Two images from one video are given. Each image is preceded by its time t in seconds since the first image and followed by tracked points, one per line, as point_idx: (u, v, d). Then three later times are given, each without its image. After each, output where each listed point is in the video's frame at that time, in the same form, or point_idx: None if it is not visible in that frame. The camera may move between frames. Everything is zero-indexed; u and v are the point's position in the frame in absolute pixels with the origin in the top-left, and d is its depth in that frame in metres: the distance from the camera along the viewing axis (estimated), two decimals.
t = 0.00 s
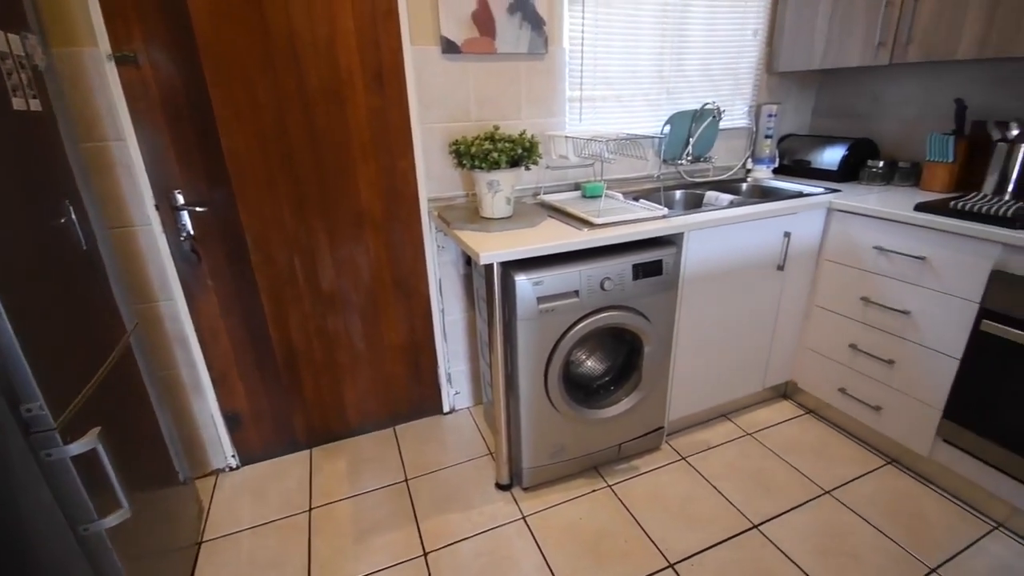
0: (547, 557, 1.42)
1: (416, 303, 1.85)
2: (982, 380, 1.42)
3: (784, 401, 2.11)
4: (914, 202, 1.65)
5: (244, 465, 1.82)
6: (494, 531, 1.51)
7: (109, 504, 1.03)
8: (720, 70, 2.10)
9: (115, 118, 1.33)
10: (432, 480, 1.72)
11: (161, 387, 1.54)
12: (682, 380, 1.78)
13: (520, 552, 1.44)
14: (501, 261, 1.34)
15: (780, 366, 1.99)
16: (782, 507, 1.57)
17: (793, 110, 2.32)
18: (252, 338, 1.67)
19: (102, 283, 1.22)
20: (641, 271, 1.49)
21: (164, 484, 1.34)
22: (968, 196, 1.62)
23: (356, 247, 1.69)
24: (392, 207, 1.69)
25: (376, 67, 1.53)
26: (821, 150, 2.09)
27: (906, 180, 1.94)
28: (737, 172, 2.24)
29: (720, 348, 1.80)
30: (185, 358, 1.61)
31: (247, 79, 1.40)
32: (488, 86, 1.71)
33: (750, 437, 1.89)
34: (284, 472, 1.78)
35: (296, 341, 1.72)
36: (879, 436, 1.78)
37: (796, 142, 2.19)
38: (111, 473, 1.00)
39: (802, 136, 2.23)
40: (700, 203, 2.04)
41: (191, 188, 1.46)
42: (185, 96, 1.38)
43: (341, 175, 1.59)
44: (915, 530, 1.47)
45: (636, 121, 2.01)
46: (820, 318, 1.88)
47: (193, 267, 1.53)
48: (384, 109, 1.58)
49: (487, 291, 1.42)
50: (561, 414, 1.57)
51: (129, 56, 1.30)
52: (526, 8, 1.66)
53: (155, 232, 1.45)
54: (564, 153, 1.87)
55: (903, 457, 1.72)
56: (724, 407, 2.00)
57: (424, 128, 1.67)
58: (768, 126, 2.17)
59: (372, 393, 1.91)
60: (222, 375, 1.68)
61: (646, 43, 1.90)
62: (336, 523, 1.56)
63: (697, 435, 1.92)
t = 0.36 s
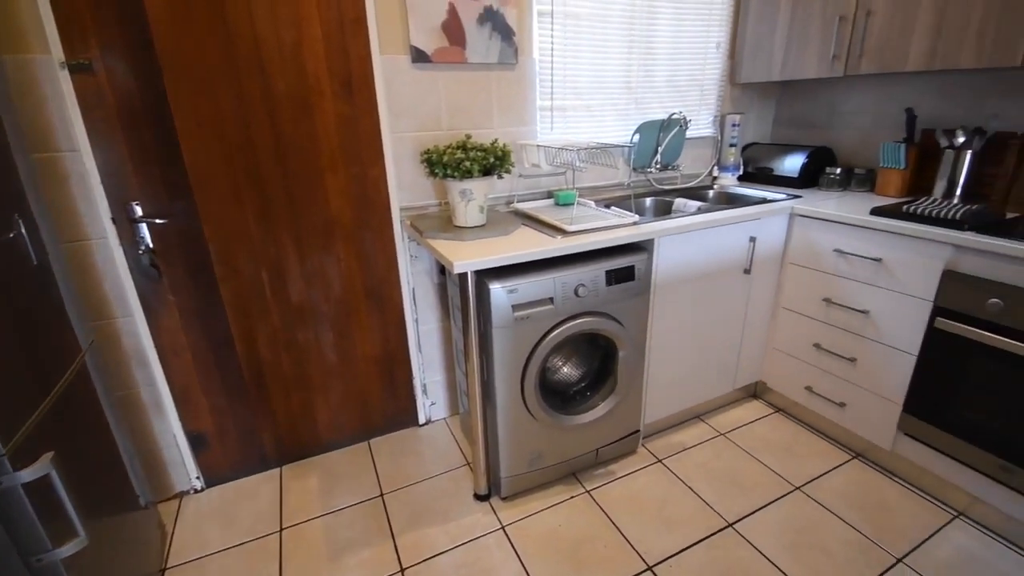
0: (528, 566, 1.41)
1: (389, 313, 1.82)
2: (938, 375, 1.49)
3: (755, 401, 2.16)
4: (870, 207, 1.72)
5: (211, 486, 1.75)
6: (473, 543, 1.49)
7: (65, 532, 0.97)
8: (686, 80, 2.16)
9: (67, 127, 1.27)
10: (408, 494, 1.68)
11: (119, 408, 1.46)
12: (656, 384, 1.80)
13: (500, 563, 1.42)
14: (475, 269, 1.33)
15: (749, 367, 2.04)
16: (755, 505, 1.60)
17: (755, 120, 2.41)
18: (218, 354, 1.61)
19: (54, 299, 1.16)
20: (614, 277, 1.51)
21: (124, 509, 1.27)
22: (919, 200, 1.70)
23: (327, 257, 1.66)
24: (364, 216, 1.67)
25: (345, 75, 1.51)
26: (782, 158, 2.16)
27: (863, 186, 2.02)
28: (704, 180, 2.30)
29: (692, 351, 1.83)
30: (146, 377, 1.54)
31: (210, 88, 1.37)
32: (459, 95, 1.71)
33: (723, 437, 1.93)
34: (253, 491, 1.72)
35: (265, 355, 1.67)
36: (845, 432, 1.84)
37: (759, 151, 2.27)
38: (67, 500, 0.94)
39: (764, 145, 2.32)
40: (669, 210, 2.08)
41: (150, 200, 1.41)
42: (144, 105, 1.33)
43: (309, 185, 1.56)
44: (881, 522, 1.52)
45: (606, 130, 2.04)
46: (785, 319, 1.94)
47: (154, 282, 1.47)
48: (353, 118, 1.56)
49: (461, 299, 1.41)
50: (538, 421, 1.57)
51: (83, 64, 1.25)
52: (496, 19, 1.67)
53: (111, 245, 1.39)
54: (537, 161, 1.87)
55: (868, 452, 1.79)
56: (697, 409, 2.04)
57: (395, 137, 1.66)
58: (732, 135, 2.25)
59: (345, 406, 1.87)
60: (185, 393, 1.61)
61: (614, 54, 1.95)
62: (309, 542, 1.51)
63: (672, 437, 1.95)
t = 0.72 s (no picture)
0: None
1: (365, 323, 1.80)
2: (903, 372, 1.54)
3: (731, 402, 2.20)
4: (835, 211, 1.79)
5: (181, 507, 1.68)
6: (455, 554, 1.47)
7: (24, 559, 0.92)
8: (657, 90, 2.21)
9: (25, 136, 1.22)
10: (388, 507, 1.65)
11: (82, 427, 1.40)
12: (635, 388, 1.82)
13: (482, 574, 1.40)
14: (453, 277, 1.33)
15: (725, 369, 2.08)
16: (734, 505, 1.62)
17: (724, 128, 2.48)
18: (188, 368, 1.56)
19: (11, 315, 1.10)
20: (591, 283, 1.53)
21: (88, 533, 1.21)
22: (881, 204, 1.77)
23: (300, 267, 1.63)
24: (338, 225, 1.65)
25: (317, 83, 1.50)
26: (751, 165, 2.23)
27: (827, 192, 2.11)
28: (677, 186, 2.35)
29: (669, 354, 1.86)
30: (110, 394, 1.48)
31: (176, 96, 1.34)
32: (434, 104, 1.71)
33: (701, 439, 1.96)
34: (226, 510, 1.66)
35: (236, 369, 1.62)
36: (818, 430, 1.89)
37: (728, 158, 2.33)
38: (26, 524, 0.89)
39: (734, 152, 2.38)
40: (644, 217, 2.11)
41: (114, 210, 1.36)
42: (108, 113, 1.30)
43: (281, 194, 1.54)
44: (855, 518, 1.56)
45: (581, 138, 2.07)
46: (758, 321, 1.99)
47: (119, 295, 1.42)
48: (325, 126, 1.54)
49: (439, 308, 1.40)
50: (519, 428, 1.56)
51: (42, 71, 1.20)
52: (470, 28, 1.68)
53: (73, 258, 1.34)
54: (513, 168, 1.89)
55: (840, 449, 1.83)
56: (675, 411, 2.06)
57: (370, 145, 1.65)
58: (702, 143, 2.32)
59: (321, 419, 1.83)
60: (153, 410, 1.56)
61: (587, 64, 1.98)
62: (285, 560, 1.47)
63: (651, 440, 1.96)
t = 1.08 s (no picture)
0: None
1: (340, 334, 1.77)
2: (868, 371, 1.60)
3: (706, 405, 2.24)
4: (800, 217, 1.85)
5: (147, 529, 1.61)
6: (435, 567, 1.44)
7: None
8: (628, 100, 2.26)
9: None
10: (366, 522, 1.62)
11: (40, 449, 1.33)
12: (613, 393, 1.84)
13: None
14: (430, 286, 1.32)
15: (700, 372, 2.12)
16: (712, 507, 1.65)
17: (693, 137, 2.54)
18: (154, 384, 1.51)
19: None
20: (568, 290, 1.54)
21: (45, 562, 1.15)
22: (843, 210, 1.84)
23: (271, 278, 1.59)
24: (310, 235, 1.62)
25: (288, 92, 1.48)
26: (720, 172, 2.29)
27: (793, 199, 2.18)
28: (650, 194, 2.40)
29: (645, 359, 1.88)
30: (71, 413, 1.41)
31: (141, 104, 1.30)
32: (408, 112, 1.71)
33: (678, 442, 1.99)
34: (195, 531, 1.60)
35: (205, 384, 1.57)
36: (789, 430, 1.94)
37: (698, 166, 2.39)
38: None
39: (703, 161, 2.44)
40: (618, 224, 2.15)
41: (75, 222, 1.31)
42: (68, 121, 1.25)
43: (251, 204, 1.50)
44: (827, 515, 1.60)
45: (555, 147, 2.10)
46: (730, 324, 2.03)
47: (80, 310, 1.36)
48: (297, 135, 1.52)
49: (415, 317, 1.39)
50: (498, 437, 1.56)
51: None
52: (443, 38, 1.69)
53: (31, 271, 1.27)
54: (489, 177, 1.91)
55: (811, 448, 1.88)
56: (653, 415, 2.09)
57: (342, 154, 1.63)
58: (673, 151, 2.36)
59: (295, 434, 1.79)
60: (117, 429, 1.49)
61: (560, 74, 2.01)
62: None
63: (630, 445, 1.98)
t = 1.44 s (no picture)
0: None
1: (315, 346, 1.73)
2: (838, 372, 1.64)
3: (684, 409, 2.27)
4: (770, 224, 1.90)
5: (113, 553, 1.54)
6: None
7: None
8: (603, 109, 2.29)
9: None
10: (344, 538, 1.58)
11: None
12: (592, 400, 1.84)
13: None
14: (407, 296, 1.31)
15: (677, 377, 2.14)
16: (692, 510, 1.66)
17: (667, 146, 2.60)
18: (120, 402, 1.45)
19: None
20: (546, 297, 1.54)
21: None
22: (811, 217, 1.90)
23: (243, 289, 1.55)
24: (284, 245, 1.59)
25: (260, 101, 1.45)
26: (693, 180, 2.34)
27: (763, 206, 2.25)
28: (625, 202, 2.44)
29: (623, 365, 1.90)
30: (31, 434, 1.34)
31: (105, 112, 1.26)
32: (383, 121, 1.70)
33: (657, 446, 2.00)
34: (164, 554, 1.53)
35: (173, 400, 1.52)
36: (765, 431, 1.97)
37: (672, 174, 2.44)
38: None
39: (677, 169, 2.48)
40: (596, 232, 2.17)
41: (36, 233, 1.26)
42: (28, 130, 1.20)
43: (222, 214, 1.47)
44: (803, 515, 1.63)
45: (531, 156, 2.11)
46: (705, 329, 2.07)
47: (41, 325, 1.30)
48: (269, 144, 1.50)
49: (392, 328, 1.37)
50: (478, 447, 1.54)
51: None
52: (418, 48, 1.68)
53: None
54: (465, 185, 1.91)
55: (786, 449, 1.92)
56: (632, 421, 2.10)
57: (316, 163, 1.61)
58: (647, 160, 2.43)
59: (269, 449, 1.74)
60: (81, 449, 1.42)
61: (535, 83, 2.03)
62: None
63: (610, 451, 1.99)
